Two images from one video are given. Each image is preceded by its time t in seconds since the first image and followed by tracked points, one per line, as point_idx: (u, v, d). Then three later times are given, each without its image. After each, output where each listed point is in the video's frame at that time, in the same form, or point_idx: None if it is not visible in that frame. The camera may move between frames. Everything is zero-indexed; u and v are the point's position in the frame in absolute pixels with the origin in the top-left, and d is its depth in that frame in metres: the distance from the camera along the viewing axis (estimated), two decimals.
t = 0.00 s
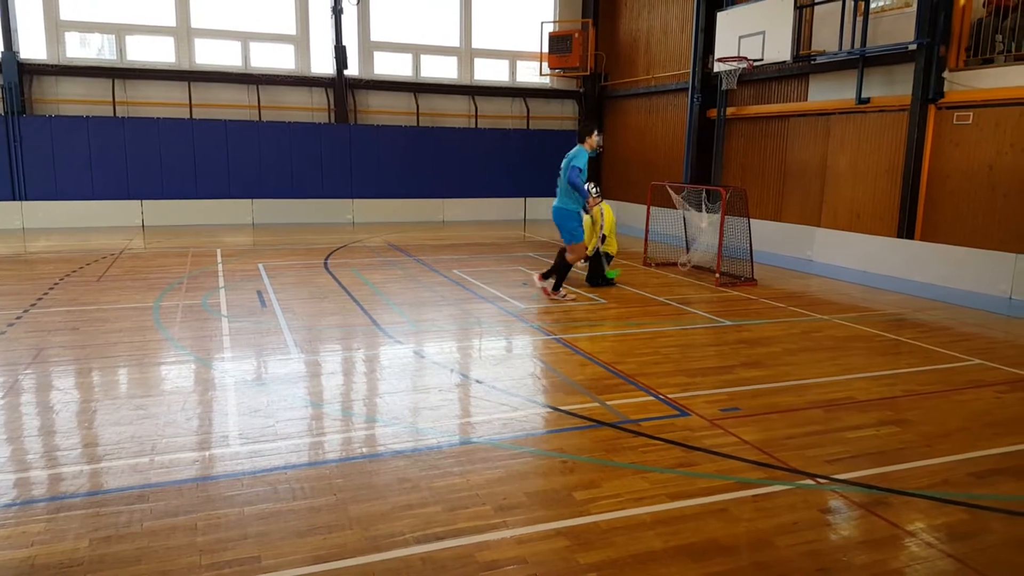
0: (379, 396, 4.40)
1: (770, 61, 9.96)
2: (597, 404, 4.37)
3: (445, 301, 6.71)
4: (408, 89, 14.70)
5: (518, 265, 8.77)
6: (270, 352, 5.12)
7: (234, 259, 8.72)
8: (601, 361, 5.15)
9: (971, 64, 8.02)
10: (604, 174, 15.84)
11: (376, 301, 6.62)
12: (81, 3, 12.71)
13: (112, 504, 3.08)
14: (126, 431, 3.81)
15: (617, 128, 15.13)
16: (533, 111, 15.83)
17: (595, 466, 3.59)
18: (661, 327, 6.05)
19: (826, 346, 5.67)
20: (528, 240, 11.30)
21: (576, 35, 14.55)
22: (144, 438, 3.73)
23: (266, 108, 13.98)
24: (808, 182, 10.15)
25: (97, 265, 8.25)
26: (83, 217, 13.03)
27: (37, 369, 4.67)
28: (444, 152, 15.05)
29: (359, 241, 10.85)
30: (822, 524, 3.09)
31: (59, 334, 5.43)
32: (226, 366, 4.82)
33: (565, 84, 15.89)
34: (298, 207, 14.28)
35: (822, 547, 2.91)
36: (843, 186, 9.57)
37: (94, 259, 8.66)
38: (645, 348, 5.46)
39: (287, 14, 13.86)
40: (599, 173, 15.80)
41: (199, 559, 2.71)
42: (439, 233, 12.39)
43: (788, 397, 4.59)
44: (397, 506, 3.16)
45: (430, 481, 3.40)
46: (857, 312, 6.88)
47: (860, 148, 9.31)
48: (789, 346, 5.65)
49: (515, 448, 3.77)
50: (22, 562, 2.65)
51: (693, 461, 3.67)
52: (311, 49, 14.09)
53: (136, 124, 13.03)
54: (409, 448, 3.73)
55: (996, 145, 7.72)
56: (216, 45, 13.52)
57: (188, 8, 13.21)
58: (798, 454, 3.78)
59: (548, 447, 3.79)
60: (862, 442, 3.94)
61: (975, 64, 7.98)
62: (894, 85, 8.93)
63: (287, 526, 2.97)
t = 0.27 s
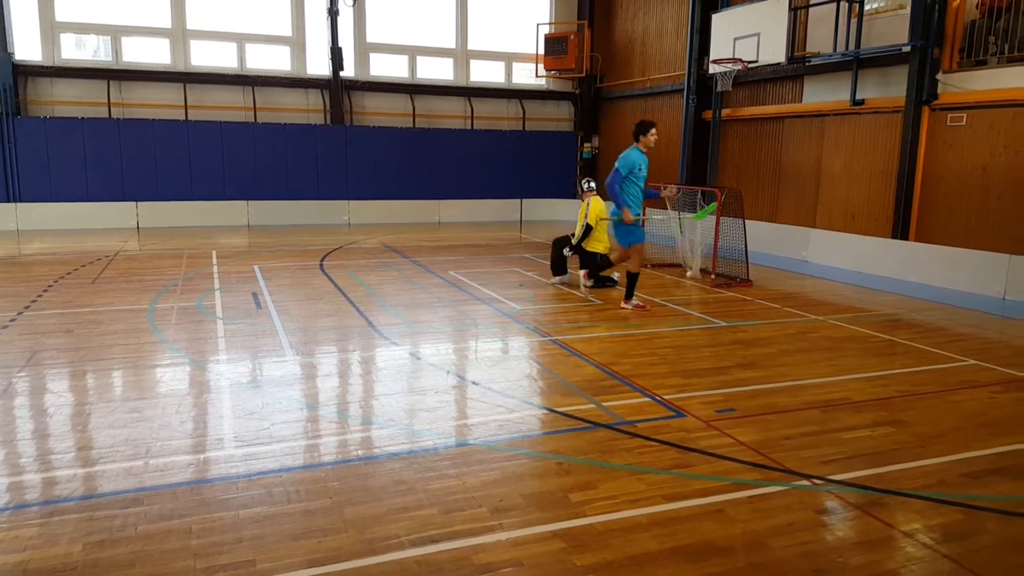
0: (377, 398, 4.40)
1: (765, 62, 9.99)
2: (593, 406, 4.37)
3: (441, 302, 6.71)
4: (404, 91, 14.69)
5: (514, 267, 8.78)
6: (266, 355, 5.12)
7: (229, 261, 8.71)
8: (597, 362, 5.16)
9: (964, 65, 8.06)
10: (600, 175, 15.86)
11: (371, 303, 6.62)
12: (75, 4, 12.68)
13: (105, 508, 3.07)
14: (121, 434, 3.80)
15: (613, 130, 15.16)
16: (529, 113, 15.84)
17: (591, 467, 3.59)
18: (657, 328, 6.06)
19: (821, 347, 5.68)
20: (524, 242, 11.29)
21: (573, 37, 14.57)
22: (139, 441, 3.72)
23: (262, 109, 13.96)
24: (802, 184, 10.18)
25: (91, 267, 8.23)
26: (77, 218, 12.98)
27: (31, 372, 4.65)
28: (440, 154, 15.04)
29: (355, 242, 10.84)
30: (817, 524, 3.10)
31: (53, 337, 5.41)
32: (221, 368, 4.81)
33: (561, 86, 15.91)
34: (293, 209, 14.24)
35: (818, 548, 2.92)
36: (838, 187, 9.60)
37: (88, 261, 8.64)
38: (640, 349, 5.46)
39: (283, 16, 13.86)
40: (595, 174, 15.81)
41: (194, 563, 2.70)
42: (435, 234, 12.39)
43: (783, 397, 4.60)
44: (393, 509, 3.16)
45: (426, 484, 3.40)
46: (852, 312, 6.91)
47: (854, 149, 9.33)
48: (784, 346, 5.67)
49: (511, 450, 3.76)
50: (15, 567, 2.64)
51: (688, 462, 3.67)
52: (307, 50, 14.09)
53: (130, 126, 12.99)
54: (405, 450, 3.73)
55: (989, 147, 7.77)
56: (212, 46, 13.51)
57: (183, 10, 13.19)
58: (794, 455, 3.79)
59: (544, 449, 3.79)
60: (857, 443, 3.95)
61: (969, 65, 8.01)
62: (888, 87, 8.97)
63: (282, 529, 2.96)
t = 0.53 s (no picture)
0: (365, 405, 4.36)
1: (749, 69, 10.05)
2: (581, 410, 4.35)
3: (429, 307, 6.67)
4: (391, 94, 14.63)
5: (502, 271, 8.76)
6: (251, 361, 5.06)
7: (214, 266, 8.64)
8: (586, 365, 5.14)
9: (942, 74, 8.16)
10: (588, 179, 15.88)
11: (359, 308, 6.58)
12: (57, 6, 12.55)
13: (82, 521, 3.02)
14: (100, 444, 3.74)
15: (600, 134, 15.19)
16: (518, 117, 15.83)
17: (579, 472, 3.57)
18: (644, 332, 6.05)
19: (808, 349, 5.69)
20: (512, 246, 11.28)
21: (561, 42, 14.61)
22: (119, 451, 3.67)
23: (247, 112, 13.87)
24: (786, 190, 10.21)
25: (73, 272, 8.13)
26: (60, 223, 12.84)
27: (8, 382, 4.58)
28: (427, 158, 14.99)
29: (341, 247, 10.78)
30: (802, 526, 3.09)
31: (31, 345, 5.33)
32: (204, 376, 4.76)
33: (550, 91, 15.94)
34: (279, 214, 14.19)
35: (803, 549, 2.91)
36: (819, 194, 9.63)
37: (70, 266, 8.54)
38: (629, 353, 5.45)
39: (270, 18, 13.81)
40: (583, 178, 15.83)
41: None
42: (422, 239, 12.35)
43: (769, 399, 4.60)
44: (378, 517, 3.12)
45: (412, 491, 3.36)
46: (838, 315, 6.93)
47: (836, 156, 9.38)
48: (772, 349, 5.68)
49: (499, 455, 3.73)
50: None
51: (676, 465, 3.66)
52: (294, 54, 14.02)
53: (113, 129, 12.86)
54: (392, 457, 3.69)
55: (966, 155, 7.81)
56: (197, 49, 13.42)
57: (168, 12, 13.11)
58: (779, 456, 3.79)
59: (532, 454, 3.76)
60: (845, 445, 3.95)
61: (946, 74, 8.11)
62: (869, 92, 9.03)
63: (264, 540, 2.92)
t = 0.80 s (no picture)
0: (326, 416, 4.30)
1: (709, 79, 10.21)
2: (544, 416, 4.33)
3: (392, 315, 6.60)
4: (355, 100, 14.52)
5: (466, 278, 8.73)
6: (207, 373, 4.95)
7: (169, 275, 8.45)
8: (550, 372, 5.14)
9: (893, 84, 8.49)
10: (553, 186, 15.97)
11: (320, 317, 6.49)
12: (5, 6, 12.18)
13: (26, 542, 2.91)
14: (46, 462, 3.62)
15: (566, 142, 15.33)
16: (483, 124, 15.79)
17: (542, 478, 3.54)
18: (608, 337, 6.07)
19: (768, 353, 5.77)
20: (478, 253, 11.23)
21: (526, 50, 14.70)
22: (66, 468, 3.55)
23: (205, 117, 13.65)
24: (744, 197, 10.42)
25: (21, 283, 7.88)
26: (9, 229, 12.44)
27: None
28: (392, 164, 14.90)
29: (303, 254, 10.65)
30: (760, 527, 3.11)
31: None
32: (158, 389, 4.64)
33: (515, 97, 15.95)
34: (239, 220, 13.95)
35: (763, 550, 2.92)
36: (777, 200, 9.87)
37: (17, 276, 8.27)
38: (592, 359, 5.46)
39: (229, 22, 13.64)
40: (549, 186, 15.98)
41: None
42: (386, 245, 12.25)
43: (730, 402, 4.64)
44: (337, 530, 3.06)
45: (372, 502, 3.30)
46: (798, 319, 7.04)
47: (792, 164, 9.61)
48: (734, 353, 5.73)
49: (461, 463, 3.69)
50: None
51: (638, 469, 3.66)
52: (254, 58, 13.86)
53: (66, 133, 12.50)
54: (353, 469, 3.63)
55: (917, 162, 8.10)
56: (154, 52, 13.19)
57: (123, 14, 12.87)
58: (738, 458, 3.81)
59: (494, 461, 3.73)
60: (804, 446, 4.00)
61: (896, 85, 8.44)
62: (825, 102, 9.24)
63: (218, 557, 2.84)
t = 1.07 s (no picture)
0: (262, 429, 4.20)
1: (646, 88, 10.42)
2: (486, 424, 4.32)
3: (331, 325, 6.49)
4: (293, 105, 14.31)
5: (407, 286, 8.67)
6: (135, 388, 4.78)
7: (95, 286, 8.13)
8: (492, 379, 5.13)
9: (822, 96, 8.78)
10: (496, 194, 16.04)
11: (254, 327, 6.35)
12: None
13: None
14: None
15: (507, 149, 15.43)
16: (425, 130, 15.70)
17: (482, 487, 3.53)
18: (550, 344, 6.09)
19: (705, 356, 5.89)
20: (421, 260, 11.15)
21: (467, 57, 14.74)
22: None
23: (135, 122, 13.20)
24: (682, 204, 10.63)
25: None
26: None
27: None
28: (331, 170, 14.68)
29: (238, 262, 10.41)
30: (698, 528, 3.16)
31: None
32: (82, 405, 4.45)
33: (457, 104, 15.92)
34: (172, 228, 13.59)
35: (699, 552, 2.96)
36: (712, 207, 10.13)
37: None
38: (534, 365, 5.48)
39: (160, 24, 13.22)
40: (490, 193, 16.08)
41: None
42: (326, 253, 12.09)
43: (668, 406, 4.71)
44: (271, 547, 2.98)
45: (307, 517, 3.23)
46: (734, 323, 7.22)
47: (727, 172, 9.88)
48: (673, 357, 5.84)
49: (401, 475, 3.65)
50: None
51: (579, 475, 3.68)
52: (186, 61, 13.49)
53: None
54: (290, 483, 3.56)
55: (845, 168, 8.41)
56: (78, 54, 12.71)
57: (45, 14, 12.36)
58: (676, 461, 3.87)
59: (434, 471, 3.70)
60: (740, 447, 4.09)
61: (825, 96, 8.75)
62: (757, 113, 9.57)
63: None
